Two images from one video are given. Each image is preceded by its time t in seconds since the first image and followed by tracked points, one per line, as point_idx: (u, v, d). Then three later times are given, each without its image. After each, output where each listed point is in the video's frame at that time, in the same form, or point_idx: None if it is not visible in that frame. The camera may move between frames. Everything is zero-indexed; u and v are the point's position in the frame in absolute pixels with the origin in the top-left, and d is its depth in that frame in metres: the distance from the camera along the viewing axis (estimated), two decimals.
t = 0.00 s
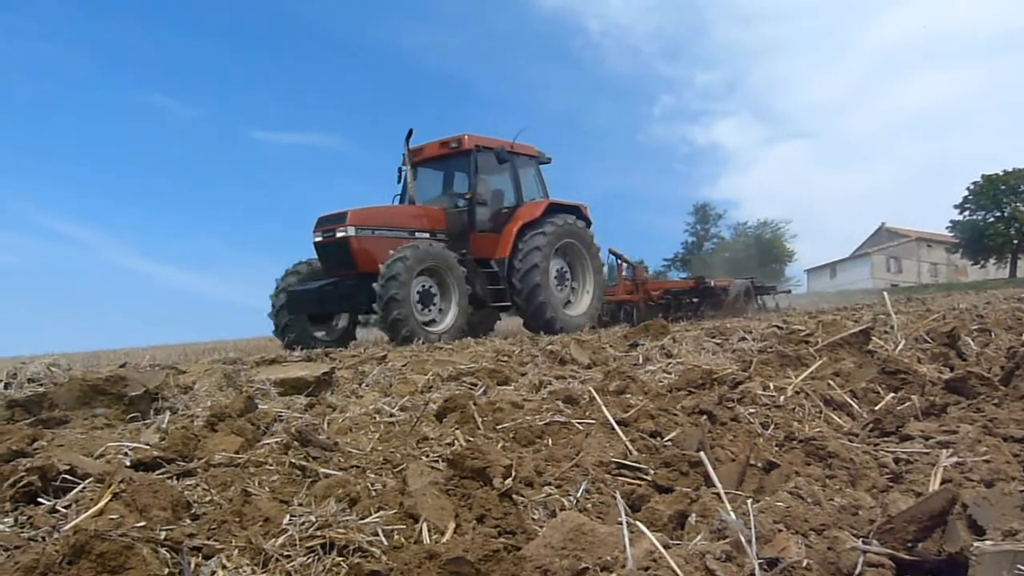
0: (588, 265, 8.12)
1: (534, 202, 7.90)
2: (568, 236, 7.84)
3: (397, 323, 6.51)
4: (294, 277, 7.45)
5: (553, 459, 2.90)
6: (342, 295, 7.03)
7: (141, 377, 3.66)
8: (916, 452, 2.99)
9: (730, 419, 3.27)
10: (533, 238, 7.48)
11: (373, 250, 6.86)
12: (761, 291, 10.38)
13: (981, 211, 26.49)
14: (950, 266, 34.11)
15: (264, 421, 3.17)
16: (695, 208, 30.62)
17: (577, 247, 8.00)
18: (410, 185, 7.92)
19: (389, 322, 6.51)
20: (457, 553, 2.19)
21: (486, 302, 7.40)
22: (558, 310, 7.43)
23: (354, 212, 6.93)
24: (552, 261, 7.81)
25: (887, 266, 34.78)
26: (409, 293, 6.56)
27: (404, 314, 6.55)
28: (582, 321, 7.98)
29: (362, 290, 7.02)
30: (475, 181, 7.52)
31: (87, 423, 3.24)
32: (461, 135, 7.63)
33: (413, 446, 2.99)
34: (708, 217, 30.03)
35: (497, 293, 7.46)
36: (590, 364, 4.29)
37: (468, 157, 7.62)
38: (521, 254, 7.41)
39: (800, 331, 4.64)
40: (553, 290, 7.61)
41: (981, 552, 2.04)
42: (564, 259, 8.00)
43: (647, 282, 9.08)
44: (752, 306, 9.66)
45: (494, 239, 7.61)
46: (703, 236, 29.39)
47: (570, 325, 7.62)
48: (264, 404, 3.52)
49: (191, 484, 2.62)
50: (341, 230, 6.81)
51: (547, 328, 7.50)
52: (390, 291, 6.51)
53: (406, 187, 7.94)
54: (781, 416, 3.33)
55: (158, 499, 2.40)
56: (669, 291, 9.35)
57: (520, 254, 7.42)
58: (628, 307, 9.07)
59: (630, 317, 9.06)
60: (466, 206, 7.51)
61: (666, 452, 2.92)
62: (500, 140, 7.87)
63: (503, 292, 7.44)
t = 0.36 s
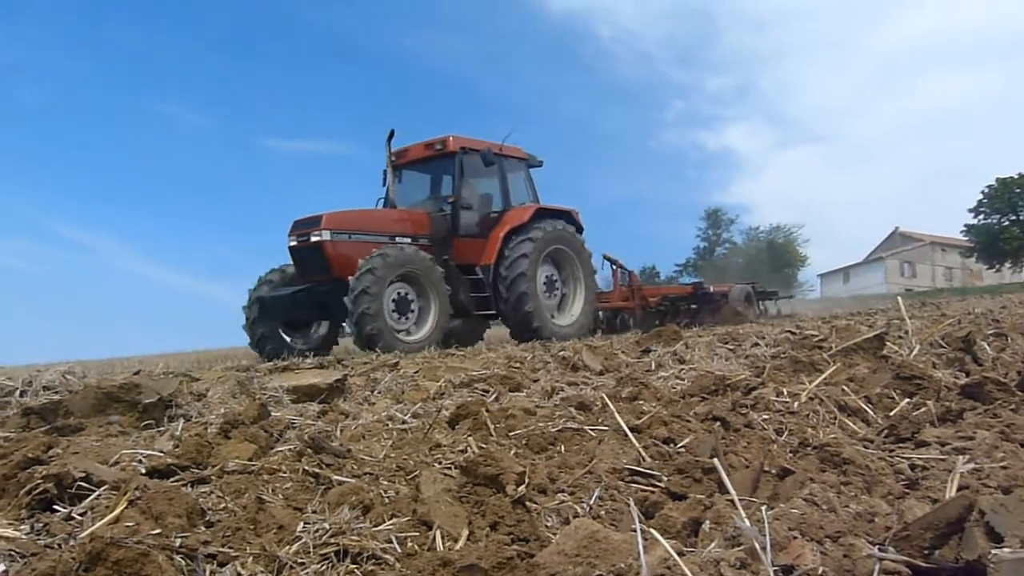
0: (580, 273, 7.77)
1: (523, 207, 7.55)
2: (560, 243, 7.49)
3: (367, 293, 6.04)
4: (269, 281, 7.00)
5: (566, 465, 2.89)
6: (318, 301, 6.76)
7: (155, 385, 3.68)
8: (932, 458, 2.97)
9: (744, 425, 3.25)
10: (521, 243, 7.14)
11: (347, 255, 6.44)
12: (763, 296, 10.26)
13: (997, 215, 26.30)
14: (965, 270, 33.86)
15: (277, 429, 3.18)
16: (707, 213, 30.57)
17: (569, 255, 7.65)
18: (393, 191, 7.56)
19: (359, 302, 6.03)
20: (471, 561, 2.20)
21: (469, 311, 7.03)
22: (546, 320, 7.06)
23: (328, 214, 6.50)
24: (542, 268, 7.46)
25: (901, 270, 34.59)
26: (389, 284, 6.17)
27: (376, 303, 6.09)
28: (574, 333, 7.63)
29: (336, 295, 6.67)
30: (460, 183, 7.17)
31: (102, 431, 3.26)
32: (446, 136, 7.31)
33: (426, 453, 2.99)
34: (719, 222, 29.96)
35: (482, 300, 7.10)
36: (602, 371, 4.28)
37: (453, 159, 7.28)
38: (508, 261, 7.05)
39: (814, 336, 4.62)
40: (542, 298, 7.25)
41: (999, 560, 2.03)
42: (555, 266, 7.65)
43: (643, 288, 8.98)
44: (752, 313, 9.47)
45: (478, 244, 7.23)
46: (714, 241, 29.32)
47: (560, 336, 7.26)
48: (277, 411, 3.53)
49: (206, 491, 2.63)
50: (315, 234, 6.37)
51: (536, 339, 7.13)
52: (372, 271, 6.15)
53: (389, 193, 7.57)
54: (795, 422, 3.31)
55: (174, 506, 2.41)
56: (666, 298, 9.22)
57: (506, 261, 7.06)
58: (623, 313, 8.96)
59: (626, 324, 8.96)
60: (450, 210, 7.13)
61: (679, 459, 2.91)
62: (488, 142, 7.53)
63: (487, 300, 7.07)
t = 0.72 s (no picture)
0: (568, 275, 7.63)
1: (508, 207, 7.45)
2: (545, 244, 7.35)
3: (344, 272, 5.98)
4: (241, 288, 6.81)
5: (580, 471, 2.89)
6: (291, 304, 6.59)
7: (169, 389, 3.70)
8: (949, 464, 2.95)
9: (758, 431, 3.24)
10: (504, 245, 7.03)
11: (319, 256, 6.31)
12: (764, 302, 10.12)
13: (1014, 219, 26.07)
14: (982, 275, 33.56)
15: (291, 433, 3.19)
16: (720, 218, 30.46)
17: (555, 256, 7.51)
18: (375, 193, 7.49)
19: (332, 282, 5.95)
20: (486, 566, 2.21)
21: (451, 315, 6.92)
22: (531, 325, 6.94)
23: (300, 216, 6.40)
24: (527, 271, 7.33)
25: (916, 274, 34.33)
26: (368, 274, 6.11)
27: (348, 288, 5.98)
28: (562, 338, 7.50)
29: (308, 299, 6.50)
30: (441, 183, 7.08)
31: (118, 435, 3.28)
32: (427, 134, 7.21)
33: (440, 458, 3.00)
34: (733, 226, 29.85)
35: (464, 304, 6.99)
36: (615, 376, 4.28)
37: (435, 158, 7.18)
38: (491, 264, 6.94)
39: (828, 341, 4.59)
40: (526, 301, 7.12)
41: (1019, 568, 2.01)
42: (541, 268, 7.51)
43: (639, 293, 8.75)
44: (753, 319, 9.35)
45: (460, 246, 7.12)
46: (727, 246, 29.22)
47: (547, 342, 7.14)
48: (291, 416, 3.54)
49: (221, 495, 2.64)
50: (287, 235, 6.27)
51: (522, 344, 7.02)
52: (356, 260, 6.10)
53: (371, 195, 7.51)
54: (810, 428, 3.29)
55: (190, 510, 2.43)
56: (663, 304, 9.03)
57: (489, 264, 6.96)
58: (618, 320, 8.68)
59: (621, 330, 8.71)
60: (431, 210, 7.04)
61: (693, 464, 2.90)
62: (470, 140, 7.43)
63: (469, 303, 6.96)
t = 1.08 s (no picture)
0: (556, 284, 7.27)
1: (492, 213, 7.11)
2: (533, 251, 6.98)
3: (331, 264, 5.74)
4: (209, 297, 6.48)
5: (593, 482, 2.88)
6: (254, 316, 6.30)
7: (184, 399, 3.72)
8: (967, 476, 2.93)
9: (773, 442, 3.22)
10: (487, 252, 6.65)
11: (287, 266, 5.95)
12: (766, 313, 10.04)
13: None
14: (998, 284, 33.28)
15: (304, 443, 3.20)
16: (733, 228, 30.37)
17: (542, 265, 7.13)
18: (353, 199, 7.17)
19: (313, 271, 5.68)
20: None
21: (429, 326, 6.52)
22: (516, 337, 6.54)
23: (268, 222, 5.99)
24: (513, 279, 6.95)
25: (931, 284, 34.08)
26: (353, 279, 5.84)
27: (326, 283, 5.68)
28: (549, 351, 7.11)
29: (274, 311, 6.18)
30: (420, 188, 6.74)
31: (132, 444, 3.30)
32: (405, 137, 6.88)
33: (453, 469, 3.00)
34: (746, 236, 29.76)
35: (442, 315, 6.58)
36: (628, 386, 4.26)
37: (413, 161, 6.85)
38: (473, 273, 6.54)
39: (842, 351, 4.56)
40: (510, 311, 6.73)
41: None
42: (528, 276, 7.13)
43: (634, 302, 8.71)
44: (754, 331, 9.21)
45: (439, 253, 6.73)
46: (740, 256, 29.12)
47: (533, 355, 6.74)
48: (304, 426, 3.55)
49: (236, 504, 2.65)
50: (254, 242, 5.88)
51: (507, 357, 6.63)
52: (335, 262, 5.82)
53: (348, 201, 7.19)
54: (825, 439, 3.27)
55: (205, 520, 2.44)
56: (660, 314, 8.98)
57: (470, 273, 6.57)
58: (612, 331, 8.64)
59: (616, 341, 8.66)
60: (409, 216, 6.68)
61: (708, 475, 2.88)
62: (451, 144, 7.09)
63: (449, 314, 6.56)
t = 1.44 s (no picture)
0: (539, 289, 7.14)
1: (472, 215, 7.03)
2: (515, 255, 6.84)
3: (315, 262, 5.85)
4: (176, 297, 6.46)
5: (606, 488, 2.88)
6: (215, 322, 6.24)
7: (198, 405, 3.74)
8: (984, 485, 2.91)
9: (787, 449, 3.21)
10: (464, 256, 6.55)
11: (250, 270, 5.94)
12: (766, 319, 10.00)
13: None
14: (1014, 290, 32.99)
15: (317, 448, 3.22)
16: (747, 234, 30.26)
17: (525, 269, 7.00)
18: (332, 203, 7.20)
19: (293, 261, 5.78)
20: None
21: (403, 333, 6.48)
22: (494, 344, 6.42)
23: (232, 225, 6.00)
24: (495, 283, 6.84)
25: (946, 290, 33.82)
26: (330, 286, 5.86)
27: (300, 277, 5.73)
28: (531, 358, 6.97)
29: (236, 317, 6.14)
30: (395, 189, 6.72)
31: (148, 449, 3.32)
32: (381, 138, 6.88)
33: (466, 475, 3.00)
34: (759, 242, 29.65)
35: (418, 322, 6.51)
36: (640, 393, 4.25)
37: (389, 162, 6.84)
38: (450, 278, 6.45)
39: (857, 358, 4.54)
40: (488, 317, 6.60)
41: None
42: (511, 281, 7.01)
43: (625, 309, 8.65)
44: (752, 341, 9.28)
45: (415, 258, 6.66)
46: (754, 261, 29.02)
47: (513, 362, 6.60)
48: (318, 431, 3.57)
49: (250, 510, 2.66)
50: (217, 246, 5.91)
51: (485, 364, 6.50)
52: (313, 262, 5.84)
53: (327, 205, 7.22)
54: (839, 446, 3.25)
55: (221, 526, 2.46)
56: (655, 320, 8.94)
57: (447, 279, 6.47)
58: (604, 338, 8.59)
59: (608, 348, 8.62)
60: (383, 218, 6.66)
61: (721, 482, 2.88)
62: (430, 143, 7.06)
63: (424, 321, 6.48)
